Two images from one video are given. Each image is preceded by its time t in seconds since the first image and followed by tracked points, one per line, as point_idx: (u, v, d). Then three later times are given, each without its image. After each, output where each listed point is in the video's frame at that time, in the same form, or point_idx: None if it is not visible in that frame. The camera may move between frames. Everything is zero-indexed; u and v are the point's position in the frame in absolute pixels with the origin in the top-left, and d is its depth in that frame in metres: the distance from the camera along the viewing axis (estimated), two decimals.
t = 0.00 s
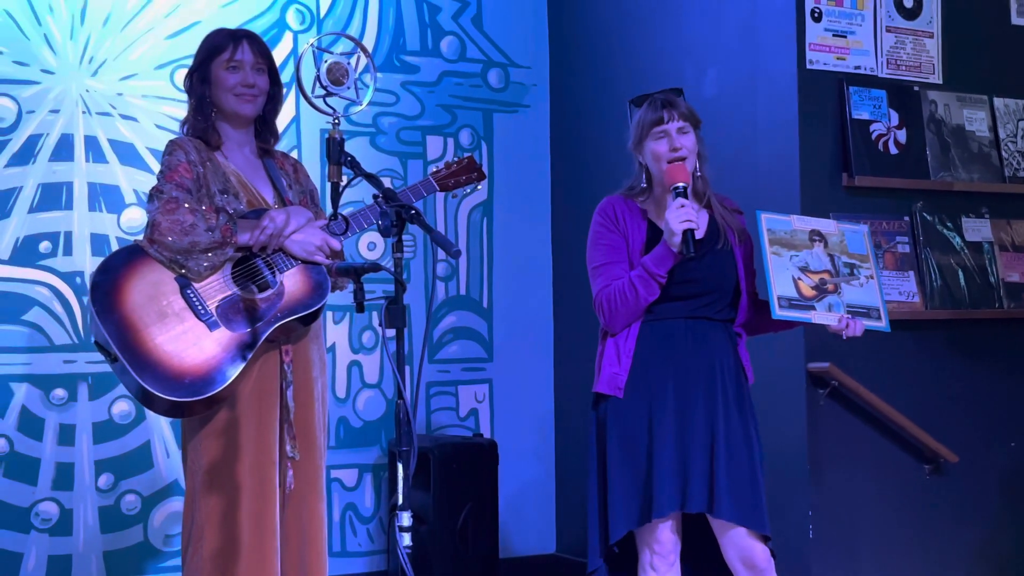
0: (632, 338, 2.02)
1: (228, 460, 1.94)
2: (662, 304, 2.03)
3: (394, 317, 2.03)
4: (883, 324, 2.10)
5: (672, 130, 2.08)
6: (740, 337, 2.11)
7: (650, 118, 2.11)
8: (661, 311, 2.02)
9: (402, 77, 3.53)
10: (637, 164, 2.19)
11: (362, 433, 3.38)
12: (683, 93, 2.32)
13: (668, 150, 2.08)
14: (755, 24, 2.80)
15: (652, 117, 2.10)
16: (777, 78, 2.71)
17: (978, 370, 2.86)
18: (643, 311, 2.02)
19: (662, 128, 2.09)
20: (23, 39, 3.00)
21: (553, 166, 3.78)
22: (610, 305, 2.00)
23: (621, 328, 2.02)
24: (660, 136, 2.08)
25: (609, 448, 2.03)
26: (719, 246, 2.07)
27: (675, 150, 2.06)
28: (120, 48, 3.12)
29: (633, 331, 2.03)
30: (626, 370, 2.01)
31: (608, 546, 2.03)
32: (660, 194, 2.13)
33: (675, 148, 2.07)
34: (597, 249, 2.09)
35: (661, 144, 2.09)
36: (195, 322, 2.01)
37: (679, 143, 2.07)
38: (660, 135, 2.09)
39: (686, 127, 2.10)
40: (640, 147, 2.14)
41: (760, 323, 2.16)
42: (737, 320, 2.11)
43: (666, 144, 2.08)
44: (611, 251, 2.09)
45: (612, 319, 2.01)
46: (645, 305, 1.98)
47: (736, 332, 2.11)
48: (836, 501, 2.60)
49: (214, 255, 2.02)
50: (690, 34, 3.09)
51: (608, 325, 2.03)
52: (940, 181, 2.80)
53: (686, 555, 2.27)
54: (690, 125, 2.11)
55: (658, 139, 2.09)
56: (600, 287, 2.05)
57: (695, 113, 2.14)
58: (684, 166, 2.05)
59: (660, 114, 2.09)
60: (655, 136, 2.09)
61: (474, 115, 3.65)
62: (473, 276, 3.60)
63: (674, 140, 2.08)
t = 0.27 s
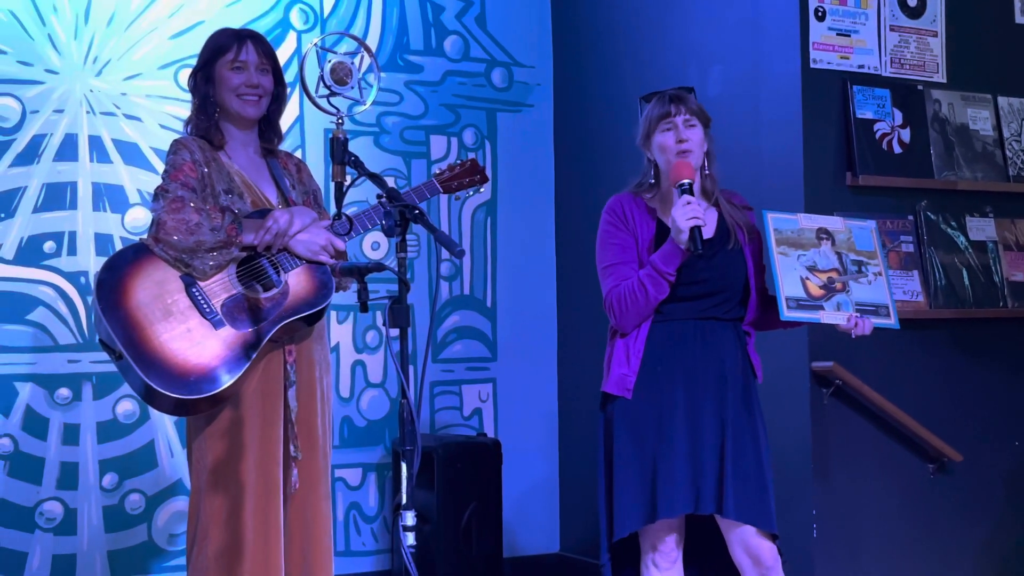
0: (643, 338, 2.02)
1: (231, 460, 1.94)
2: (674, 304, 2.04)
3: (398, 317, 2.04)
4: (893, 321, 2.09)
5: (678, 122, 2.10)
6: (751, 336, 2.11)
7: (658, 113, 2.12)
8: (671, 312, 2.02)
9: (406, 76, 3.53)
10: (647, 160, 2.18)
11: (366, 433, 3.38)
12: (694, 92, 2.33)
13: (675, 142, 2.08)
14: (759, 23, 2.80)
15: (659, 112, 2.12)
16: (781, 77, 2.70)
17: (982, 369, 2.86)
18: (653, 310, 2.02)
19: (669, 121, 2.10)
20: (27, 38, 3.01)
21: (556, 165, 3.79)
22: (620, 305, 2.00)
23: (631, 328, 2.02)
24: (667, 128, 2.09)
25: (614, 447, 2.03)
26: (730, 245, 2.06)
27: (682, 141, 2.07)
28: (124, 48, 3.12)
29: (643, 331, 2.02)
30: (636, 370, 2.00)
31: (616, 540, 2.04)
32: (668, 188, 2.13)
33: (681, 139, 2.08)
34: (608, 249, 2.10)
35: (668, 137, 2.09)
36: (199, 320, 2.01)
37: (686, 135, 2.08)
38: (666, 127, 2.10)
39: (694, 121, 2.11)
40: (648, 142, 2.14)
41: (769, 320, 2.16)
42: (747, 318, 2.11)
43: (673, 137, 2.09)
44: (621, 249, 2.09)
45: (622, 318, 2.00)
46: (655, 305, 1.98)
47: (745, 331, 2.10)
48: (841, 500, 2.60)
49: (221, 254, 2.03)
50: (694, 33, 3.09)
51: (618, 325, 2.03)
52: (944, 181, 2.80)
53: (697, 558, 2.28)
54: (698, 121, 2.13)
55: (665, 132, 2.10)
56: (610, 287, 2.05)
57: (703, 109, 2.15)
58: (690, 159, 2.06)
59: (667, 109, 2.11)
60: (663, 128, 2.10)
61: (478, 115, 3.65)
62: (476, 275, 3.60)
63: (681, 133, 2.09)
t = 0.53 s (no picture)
0: (645, 339, 2.02)
1: (232, 459, 1.94)
2: (677, 305, 2.03)
3: (400, 315, 2.05)
4: (895, 322, 2.09)
5: (692, 122, 2.09)
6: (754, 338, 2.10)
7: (672, 109, 2.11)
8: (673, 314, 2.02)
9: (407, 75, 3.53)
10: (654, 156, 2.18)
11: (368, 432, 3.38)
12: (709, 90, 2.32)
13: (686, 141, 2.08)
14: (761, 21, 2.79)
15: (674, 109, 2.10)
16: (783, 76, 2.70)
17: (985, 367, 2.85)
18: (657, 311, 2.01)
19: (682, 120, 2.10)
20: (28, 37, 3.00)
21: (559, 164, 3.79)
22: (625, 305, 1.99)
23: (635, 328, 2.02)
24: (680, 126, 2.09)
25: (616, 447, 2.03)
26: (735, 249, 2.05)
27: (694, 141, 2.07)
28: (126, 47, 3.12)
29: (645, 333, 2.03)
30: (638, 371, 2.01)
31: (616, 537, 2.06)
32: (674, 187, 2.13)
33: (693, 139, 2.08)
34: (613, 247, 2.10)
35: (680, 135, 2.09)
36: (201, 319, 2.01)
37: (698, 135, 2.08)
38: (680, 125, 2.09)
39: (707, 122, 2.11)
40: (658, 138, 2.14)
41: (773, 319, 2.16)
42: (750, 317, 2.10)
43: (685, 135, 2.08)
44: (627, 248, 2.09)
45: (628, 317, 2.00)
46: (660, 305, 1.98)
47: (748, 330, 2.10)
48: (843, 499, 2.60)
49: (224, 252, 2.04)
50: (696, 32, 3.09)
51: (623, 323, 2.03)
52: (947, 179, 2.80)
53: (701, 559, 2.28)
54: (711, 121, 2.12)
55: (677, 130, 2.10)
56: (615, 284, 2.05)
57: (717, 108, 2.14)
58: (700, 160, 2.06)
59: (682, 107, 2.09)
60: (676, 126, 2.09)
61: (480, 113, 3.65)
62: (478, 274, 3.60)
63: (693, 133, 2.08)
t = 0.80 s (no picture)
0: (644, 341, 2.03)
1: (232, 459, 1.94)
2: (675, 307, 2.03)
3: (400, 314, 2.05)
4: (891, 326, 2.08)
5: (697, 130, 2.08)
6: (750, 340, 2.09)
7: (679, 115, 2.09)
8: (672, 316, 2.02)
9: (408, 74, 3.53)
10: (656, 157, 2.18)
11: (368, 431, 3.38)
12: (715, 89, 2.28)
13: (691, 150, 2.07)
14: (762, 20, 2.79)
15: (680, 115, 2.08)
16: (784, 75, 2.70)
17: (985, 366, 2.85)
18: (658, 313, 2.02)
19: (688, 128, 2.08)
20: (29, 36, 3.00)
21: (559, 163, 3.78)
22: (625, 306, 1.99)
23: (635, 329, 2.02)
24: (685, 135, 2.08)
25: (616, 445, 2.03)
26: (735, 253, 2.05)
27: (699, 151, 2.06)
28: (126, 46, 3.12)
29: (644, 335, 2.03)
30: (638, 373, 2.01)
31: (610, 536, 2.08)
32: (676, 191, 2.13)
33: (698, 148, 2.07)
34: (614, 248, 2.10)
35: (684, 143, 2.08)
36: (199, 318, 2.01)
37: (703, 144, 2.07)
38: (684, 134, 2.08)
39: (712, 130, 2.09)
40: (662, 141, 2.13)
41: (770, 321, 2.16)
42: (748, 318, 2.10)
43: (690, 144, 2.07)
44: (627, 249, 2.09)
45: (627, 318, 2.00)
46: (659, 307, 1.98)
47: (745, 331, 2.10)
48: (843, 498, 2.60)
49: (221, 252, 2.04)
50: (697, 31, 3.08)
51: (622, 323, 2.03)
52: (947, 178, 2.80)
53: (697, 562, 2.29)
54: (716, 128, 2.10)
55: (682, 137, 2.09)
56: (616, 286, 2.05)
57: (723, 115, 2.12)
58: (705, 168, 2.05)
59: (689, 114, 2.08)
60: (680, 134, 2.08)
61: (480, 112, 3.65)
62: (478, 273, 3.60)
63: (698, 142, 2.07)
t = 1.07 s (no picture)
0: (648, 340, 2.02)
1: (232, 458, 1.94)
2: (677, 305, 2.03)
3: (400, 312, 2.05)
4: (891, 320, 2.08)
5: (693, 119, 2.11)
6: (751, 338, 2.10)
7: (674, 108, 2.12)
8: (675, 314, 2.02)
9: (408, 73, 3.53)
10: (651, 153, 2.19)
11: (368, 429, 3.38)
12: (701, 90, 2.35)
13: (688, 138, 2.10)
14: (762, 18, 2.79)
15: (675, 107, 2.12)
16: (784, 73, 2.70)
17: (985, 364, 2.85)
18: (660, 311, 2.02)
19: (683, 118, 2.11)
20: (29, 35, 3.00)
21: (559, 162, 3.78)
22: (629, 304, 1.99)
23: (638, 327, 2.02)
24: (681, 124, 2.10)
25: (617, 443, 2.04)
26: (734, 247, 2.06)
27: (696, 138, 2.09)
28: (126, 44, 3.12)
29: (648, 334, 2.03)
30: (643, 371, 2.01)
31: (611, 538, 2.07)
32: (674, 184, 2.14)
33: (696, 135, 2.10)
34: (613, 247, 2.09)
35: (681, 132, 2.10)
36: (195, 317, 2.01)
37: (700, 131, 2.10)
38: (681, 123, 2.11)
39: (707, 120, 2.13)
40: (657, 136, 2.15)
41: (770, 318, 2.16)
42: (747, 317, 2.11)
43: (686, 132, 2.10)
44: (626, 248, 2.09)
45: (630, 317, 2.00)
46: (663, 304, 1.98)
47: (744, 329, 2.10)
48: (843, 496, 2.60)
49: (216, 251, 2.03)
50: (696, 29, 3.09)
51: (625, 322, 2.03)
52: (947, 176, 2.80)
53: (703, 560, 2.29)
54: (710, 119, 2.14)
55: (678, 127, 2.11)
56: (617, 286, 2.05)
57: (714, 107, 2.16)
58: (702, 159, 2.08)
59: (684, 105, 2.11)
60: (676, 124, 2.11)
61: (480, 111, 3.65)
62: (479, 271, 3.60)
63: (694, 129, 2.10)
